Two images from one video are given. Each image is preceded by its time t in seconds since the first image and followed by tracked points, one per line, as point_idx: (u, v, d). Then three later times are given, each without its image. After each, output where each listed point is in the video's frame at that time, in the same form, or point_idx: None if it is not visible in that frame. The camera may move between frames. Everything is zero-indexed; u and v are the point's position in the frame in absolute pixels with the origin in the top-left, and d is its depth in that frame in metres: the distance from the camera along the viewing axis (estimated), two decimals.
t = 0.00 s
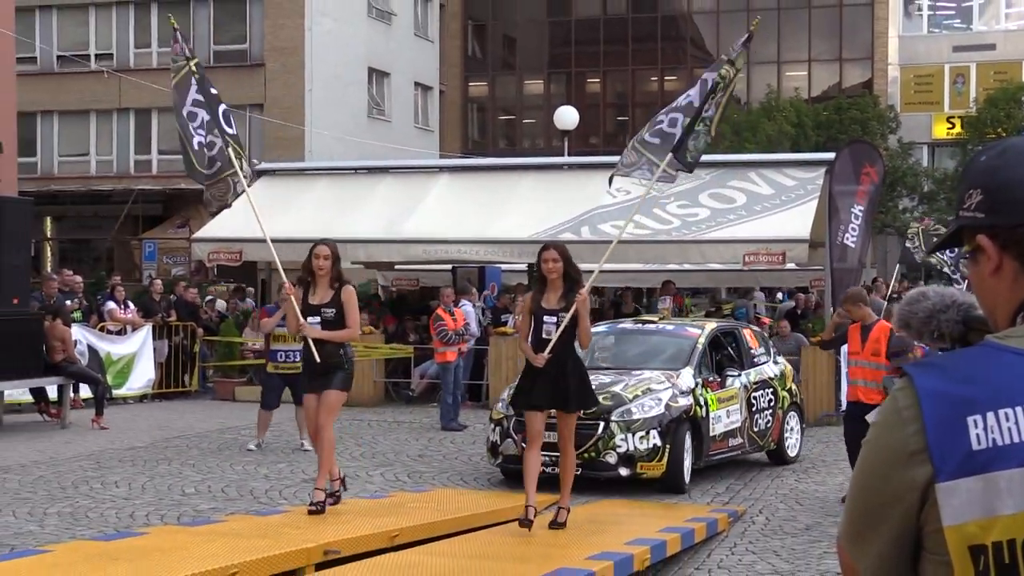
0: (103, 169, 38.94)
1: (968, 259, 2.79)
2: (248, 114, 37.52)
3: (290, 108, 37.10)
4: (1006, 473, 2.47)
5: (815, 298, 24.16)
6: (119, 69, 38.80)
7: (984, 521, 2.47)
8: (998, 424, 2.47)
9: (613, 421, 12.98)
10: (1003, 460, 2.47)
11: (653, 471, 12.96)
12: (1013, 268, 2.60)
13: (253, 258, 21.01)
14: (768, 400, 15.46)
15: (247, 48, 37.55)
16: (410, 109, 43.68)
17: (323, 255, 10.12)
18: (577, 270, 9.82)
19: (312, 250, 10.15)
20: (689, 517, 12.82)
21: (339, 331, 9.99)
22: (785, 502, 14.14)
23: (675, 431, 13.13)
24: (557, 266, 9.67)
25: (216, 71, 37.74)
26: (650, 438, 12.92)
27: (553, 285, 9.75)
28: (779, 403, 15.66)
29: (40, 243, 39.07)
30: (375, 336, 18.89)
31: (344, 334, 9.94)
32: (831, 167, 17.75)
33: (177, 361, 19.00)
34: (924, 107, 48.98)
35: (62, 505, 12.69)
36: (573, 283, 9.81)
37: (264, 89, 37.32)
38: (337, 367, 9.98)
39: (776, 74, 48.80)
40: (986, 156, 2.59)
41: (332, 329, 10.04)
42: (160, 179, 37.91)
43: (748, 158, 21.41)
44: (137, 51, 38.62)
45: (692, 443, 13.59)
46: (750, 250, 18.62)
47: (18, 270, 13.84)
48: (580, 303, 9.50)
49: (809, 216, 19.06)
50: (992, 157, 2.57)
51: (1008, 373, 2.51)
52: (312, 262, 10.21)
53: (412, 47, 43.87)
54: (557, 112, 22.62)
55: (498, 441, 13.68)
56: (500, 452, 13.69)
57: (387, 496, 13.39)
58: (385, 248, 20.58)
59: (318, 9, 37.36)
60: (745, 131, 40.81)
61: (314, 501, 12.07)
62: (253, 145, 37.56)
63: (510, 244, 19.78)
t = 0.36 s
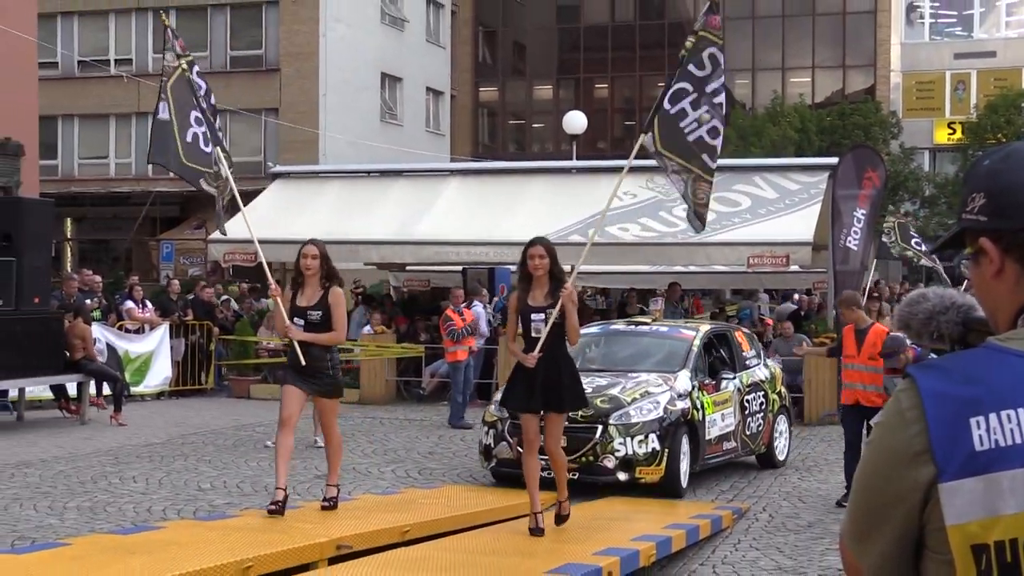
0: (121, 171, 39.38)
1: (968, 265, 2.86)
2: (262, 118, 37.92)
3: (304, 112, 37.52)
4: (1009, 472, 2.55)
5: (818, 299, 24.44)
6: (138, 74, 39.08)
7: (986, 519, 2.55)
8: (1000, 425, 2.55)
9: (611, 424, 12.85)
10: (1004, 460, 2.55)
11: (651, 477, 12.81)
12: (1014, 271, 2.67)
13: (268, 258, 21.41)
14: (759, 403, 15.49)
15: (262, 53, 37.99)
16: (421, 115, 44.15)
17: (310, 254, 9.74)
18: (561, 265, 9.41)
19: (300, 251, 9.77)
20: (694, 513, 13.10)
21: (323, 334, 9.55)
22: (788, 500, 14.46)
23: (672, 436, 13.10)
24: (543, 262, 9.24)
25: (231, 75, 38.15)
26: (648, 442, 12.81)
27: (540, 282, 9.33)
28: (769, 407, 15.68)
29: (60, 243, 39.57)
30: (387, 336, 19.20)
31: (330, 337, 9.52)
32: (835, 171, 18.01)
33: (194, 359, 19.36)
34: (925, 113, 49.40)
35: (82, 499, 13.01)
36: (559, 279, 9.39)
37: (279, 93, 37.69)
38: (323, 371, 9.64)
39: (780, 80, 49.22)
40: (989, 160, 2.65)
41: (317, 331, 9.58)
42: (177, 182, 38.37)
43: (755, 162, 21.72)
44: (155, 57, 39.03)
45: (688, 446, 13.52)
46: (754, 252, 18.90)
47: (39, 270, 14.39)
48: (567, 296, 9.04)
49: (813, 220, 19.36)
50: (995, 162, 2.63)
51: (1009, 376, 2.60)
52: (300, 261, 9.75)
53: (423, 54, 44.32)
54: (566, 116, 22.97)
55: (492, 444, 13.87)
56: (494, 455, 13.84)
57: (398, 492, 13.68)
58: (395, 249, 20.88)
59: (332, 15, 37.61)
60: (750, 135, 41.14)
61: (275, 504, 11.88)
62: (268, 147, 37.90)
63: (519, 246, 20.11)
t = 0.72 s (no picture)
0: (141, 174, 39.84)
1: (971, 266, 2.97)
2: (280, 122, 38.36)
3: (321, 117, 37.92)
4: (1013, 473, 2.71)
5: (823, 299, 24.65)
6: (158, 79, 39.63)
7: (990, 519, 2.71)
8: (1007, 426, 2.70)
9: (611, 427, 12.81)
10: (1010, 460, 2.71)
11: (651, 480, 12.83)
12: (1016, 274, 2.78)
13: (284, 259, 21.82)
14: (753, 405, 15.55)
15: (280, 59, 38.38)
16: (435, 119, 44.57)
17: (299, 239, 9.61)
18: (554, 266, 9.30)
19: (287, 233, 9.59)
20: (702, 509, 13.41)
21: (313, 319, 9.43)
22: (793, 497, 14.77)
23: (672, 439, 13.07)
24: (537, 263, 9.11)
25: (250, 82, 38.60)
26: (648, 445, 12.79)
27: (531, 283, 9.23)
28: (763, 409, 15.74)
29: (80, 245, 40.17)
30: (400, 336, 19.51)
31: (318, 322, 9.40)
32: (839, 175, 18.35)
33: (213, 359, 19.70)
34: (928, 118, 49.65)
35: (104, 493, 13.37)
36: (550, 279, 9.27)
37: (296, 99, 38.14)
38: (309, 360, 9.43)
39: (786, 85, 49.59)
40: (997, 163, 2.72)
41: (306, 316, 9.48)
42: (198, 185, 38.88)
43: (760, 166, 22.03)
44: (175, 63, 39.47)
45: (687, 448, 13.51)
46: (760, 255, 19.18)
47: (63, 270, 14.77)
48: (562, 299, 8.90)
49: (817, 223, 19.64)
50: (1003, 165, 2.70)
51: (1012, 379, 2.74)
52: (288, 246, 9.64)
53: (436, 59, 44.71)
54: (576, 121, 23.31)
55: (489, 448, 14.15)
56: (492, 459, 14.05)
57: (411, 488, 13.98)
58: (407, 250, 21.16)
59: (347, 21, 38.03)
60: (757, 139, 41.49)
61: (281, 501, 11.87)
62: (285, 150, 38.32)
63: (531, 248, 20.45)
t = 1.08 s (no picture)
0: (169, 178, 40.35)
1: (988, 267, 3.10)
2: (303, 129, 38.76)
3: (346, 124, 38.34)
4: None
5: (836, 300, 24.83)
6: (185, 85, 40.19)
7: (1007, 514, 2.83)
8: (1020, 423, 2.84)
9: (621, 419, 12.70)
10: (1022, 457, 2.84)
11: (660, 475, 12.71)
12: None
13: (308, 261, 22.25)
14: (759, 405, 15.53)
15: (302, 66, 38.85)
16: (455, 124, 45.05)
17: (297, 241, 9.39)
18: (552, 254, 8.88)
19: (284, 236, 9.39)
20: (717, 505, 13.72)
21: (307, 324, 9.26)
22: (807, 494, 15.06)
23: (681, 433, 12.97)
24: (532, 249, 8.74)
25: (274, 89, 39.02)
26: (659, 438, 12.68)
27: (528, 269, 8.83)
28: (768, 409, 15.70)
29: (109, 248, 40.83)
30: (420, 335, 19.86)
31: (313, 328, 9.25)
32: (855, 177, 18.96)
33: (238, 358, 20.05)
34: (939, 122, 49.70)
35: (134, 489, 13.72)
36: (548, 266, 8.84)
37: (319, 105, 38.57)
38: (305, 364, 9.30)
39: (799, 90, 50.21)
40: (1010, 167, 2.87)
41: (301, 319, 9.30)
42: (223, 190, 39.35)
43: (774, 169, 22.38)
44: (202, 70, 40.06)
45: (696, 443, 13.44)
46: (774, 256, 19.48)
47: (93, 271, 15.16)
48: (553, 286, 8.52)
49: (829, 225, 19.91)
50: (1013, 169, 2.87)
51: None
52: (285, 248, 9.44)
53: (455, 65, 45.21)
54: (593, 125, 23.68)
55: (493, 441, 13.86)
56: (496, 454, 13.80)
57: (433, 485, 14.27)
58: (430, 253, 21.55)
59: (369, 28, 38.76)
60: (770, 143, 42.09)
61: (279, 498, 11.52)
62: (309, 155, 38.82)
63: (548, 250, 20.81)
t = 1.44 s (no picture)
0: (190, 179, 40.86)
1: (992, 268, 3.14)
2: (322, 132, 39.16)
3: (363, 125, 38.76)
4: None
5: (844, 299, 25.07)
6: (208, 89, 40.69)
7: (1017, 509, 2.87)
8: None
9: (624, 416, 12.75)
10: None
11: (663, 472, 12.74)
12: None
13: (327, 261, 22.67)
14: (759, 405, 15.67)
15: (321, 70, 39.19)
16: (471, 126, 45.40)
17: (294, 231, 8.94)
18: (536, 253, 8.67)
19: (278, 228, 8.89)
20: (727, 502, 14.01)
21: (297, 319, 8.86)
22: (815, 489, 15.35)
23: (683, 431, 13.02)
24: (517, 249, 8.49)
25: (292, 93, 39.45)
26: (662, 436, 12.72)
27: (513, 271, 8.58)
28: (768, 409, 15.85)
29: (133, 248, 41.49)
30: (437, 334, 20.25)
31: (302, 323, 8.82)
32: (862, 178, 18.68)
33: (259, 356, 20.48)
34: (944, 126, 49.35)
35: (157, 484, 14.08)
36: (533, 267, 8.62)
37: (337, 108, 38.98)
38: (298, 360, 8.92)
39: (809, 94, 50.67)
40: (1018, 167, 2.95)
41: (292, 315, 8.91)
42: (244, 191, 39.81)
43: (784, 172, 22.69)
44: (223, 74, 40.56)
45: (698, 441, 13.51)
46: (783, 257, 19.79)
47: (117, 271, 15.52)
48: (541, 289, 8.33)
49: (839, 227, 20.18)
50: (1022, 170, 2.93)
51: None
52: (277, 241, 8.99)
53: (471, 69, 45.64)
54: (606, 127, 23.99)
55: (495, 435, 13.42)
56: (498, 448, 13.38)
57: (449, 480, 14.59)
58: (446, 254, 21.89)
59: (386, 33, 39.14)
60: (779, 146, 42.59)
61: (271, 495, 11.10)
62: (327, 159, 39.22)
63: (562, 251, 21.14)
